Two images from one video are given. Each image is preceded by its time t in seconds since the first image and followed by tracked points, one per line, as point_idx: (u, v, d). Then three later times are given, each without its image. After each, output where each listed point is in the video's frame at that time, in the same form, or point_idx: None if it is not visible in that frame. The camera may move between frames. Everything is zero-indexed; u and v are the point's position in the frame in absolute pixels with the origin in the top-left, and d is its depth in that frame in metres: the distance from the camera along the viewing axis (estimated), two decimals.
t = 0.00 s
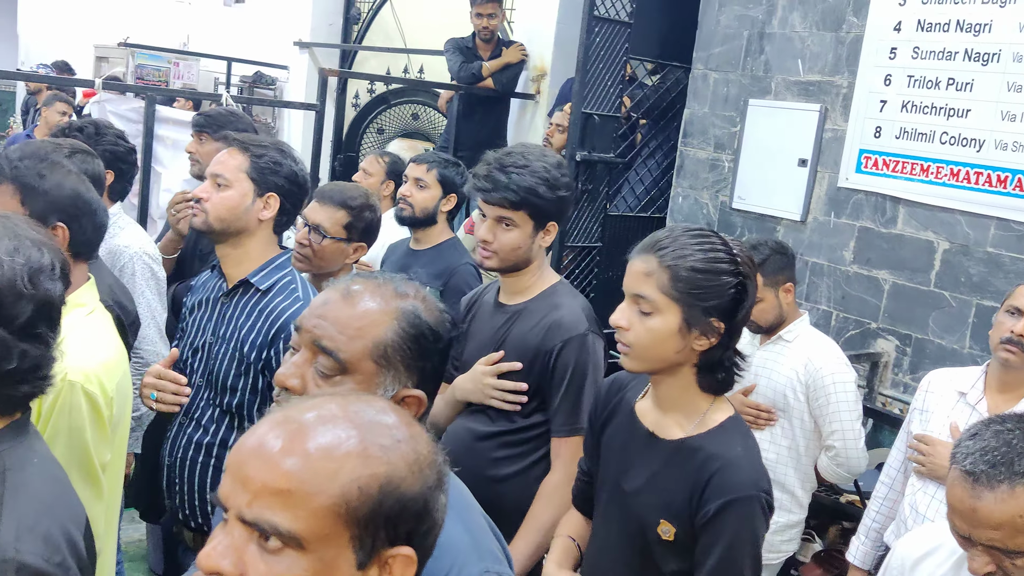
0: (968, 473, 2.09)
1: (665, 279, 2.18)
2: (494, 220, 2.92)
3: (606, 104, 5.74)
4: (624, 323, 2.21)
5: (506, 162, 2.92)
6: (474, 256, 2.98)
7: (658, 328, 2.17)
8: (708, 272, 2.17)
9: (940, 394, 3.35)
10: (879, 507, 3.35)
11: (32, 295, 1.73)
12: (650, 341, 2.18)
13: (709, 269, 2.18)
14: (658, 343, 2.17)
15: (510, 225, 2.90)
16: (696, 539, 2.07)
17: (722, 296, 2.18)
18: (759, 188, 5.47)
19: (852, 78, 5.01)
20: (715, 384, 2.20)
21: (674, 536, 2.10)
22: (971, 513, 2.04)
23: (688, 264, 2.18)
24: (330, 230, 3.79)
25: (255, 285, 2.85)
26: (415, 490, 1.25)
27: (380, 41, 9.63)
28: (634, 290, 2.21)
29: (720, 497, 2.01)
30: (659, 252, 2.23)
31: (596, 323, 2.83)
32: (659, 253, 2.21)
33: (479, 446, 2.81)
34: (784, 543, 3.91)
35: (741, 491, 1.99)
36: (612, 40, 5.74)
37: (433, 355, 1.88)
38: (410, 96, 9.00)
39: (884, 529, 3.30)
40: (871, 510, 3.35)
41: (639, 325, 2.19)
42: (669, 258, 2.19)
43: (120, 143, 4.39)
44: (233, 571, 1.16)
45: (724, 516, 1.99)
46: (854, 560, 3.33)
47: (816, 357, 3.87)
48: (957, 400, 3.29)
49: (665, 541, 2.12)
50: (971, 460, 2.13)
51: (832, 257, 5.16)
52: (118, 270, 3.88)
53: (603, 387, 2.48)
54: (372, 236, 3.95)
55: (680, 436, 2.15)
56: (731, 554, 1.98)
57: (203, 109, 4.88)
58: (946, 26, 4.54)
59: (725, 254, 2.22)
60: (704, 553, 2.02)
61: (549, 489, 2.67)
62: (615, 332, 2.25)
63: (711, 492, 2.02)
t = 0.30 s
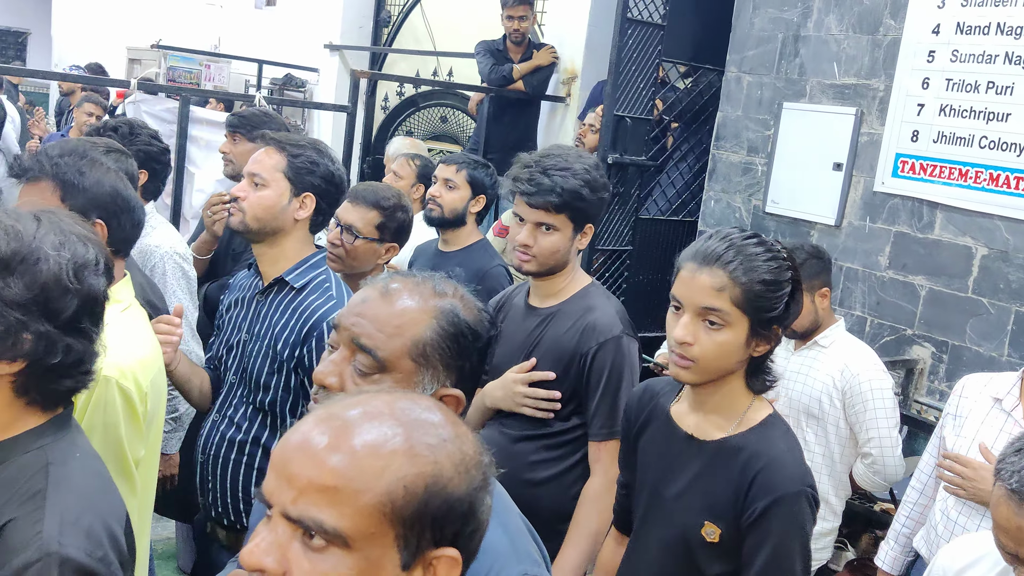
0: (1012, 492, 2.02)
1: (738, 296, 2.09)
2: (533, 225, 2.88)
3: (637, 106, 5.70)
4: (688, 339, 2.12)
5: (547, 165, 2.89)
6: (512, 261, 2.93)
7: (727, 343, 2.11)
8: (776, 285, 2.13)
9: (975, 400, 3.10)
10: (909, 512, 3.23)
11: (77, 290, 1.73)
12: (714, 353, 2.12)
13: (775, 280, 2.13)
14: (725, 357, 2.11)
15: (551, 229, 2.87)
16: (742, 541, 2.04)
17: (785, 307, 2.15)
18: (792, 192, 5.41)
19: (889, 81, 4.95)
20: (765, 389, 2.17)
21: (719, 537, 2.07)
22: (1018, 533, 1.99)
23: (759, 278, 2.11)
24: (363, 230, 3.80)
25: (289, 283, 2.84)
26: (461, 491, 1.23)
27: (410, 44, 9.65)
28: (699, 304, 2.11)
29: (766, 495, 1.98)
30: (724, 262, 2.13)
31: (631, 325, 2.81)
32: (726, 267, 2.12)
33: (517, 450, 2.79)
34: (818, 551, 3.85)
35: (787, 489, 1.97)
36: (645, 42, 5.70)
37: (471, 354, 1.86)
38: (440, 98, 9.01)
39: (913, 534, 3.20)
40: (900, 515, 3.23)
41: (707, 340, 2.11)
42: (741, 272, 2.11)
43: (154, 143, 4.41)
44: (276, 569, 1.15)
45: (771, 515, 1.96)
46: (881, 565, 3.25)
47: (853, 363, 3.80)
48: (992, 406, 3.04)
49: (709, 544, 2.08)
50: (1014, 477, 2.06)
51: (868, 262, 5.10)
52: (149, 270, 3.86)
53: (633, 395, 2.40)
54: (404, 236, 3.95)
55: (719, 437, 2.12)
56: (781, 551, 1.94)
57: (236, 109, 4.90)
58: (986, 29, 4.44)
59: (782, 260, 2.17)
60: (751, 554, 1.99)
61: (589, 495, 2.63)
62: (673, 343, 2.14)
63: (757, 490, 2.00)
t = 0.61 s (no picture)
0: None
1: (789, 291, 2.08)
2: (582, 225, 2.87)
3: (669, 107, 5.66)
4: (737, 333, 2.09)
5: (600, 166, 2.91)
6: (552, 260, 2.88)
7: (775, 339, 2.09)
8: (822, 282, 2.14)
9: (1005, 405, 3.02)
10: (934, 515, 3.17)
11: (122, 286, 1.74)
12: (761, 350, 2.10)
13: (820, 277, 2.13)
14: (771, 354, 2.09)
15: (598, 230, 2.87)
16: (786, 542, 2.01)
17: (826, 305, 2.16)
18: (825, 195, 5.37)
19: (925, 83, 4.89)
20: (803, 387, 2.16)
21: (761, 539, 2.04)
22: None
23: (808, 274, 2.11)
24: (393, 230, 3.81)
25: (326, 282, 2.85)
26: (510, 500, 1.22)
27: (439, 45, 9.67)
28: (750, 299, 2.09)
29: (813, 494, 1.96)
30: (774, 259, 2.12)
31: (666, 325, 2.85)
32: (777, 261, 2.10)
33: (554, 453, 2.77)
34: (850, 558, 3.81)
35: (835, 486, 1.95)
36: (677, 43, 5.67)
37: (508, 353, 1.86)
38: (468, 99, 9.02)
39: (938, 538, 3.14)
40: (925, 519, 3.17)
41: (755, 336, 2.09)
42: (793, 268, 2.10)
43: (191, 141, 4.45)
44: (320, 565, 1.16)
45: (818, 515, 1.94)
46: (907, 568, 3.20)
47: (888, 367, 3.75)
48: (1023, 410, 2.97)
49: (751, 546, 2.05)
50: None
51: (901, 266, 5.04)
52: (180, 265, 3.90)
53: (660, 396, 2.40)
54: (434, 236, 3.96)
55: (757, 438, 2.10)
56: (827, 552, 1.92)
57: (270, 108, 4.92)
58: None
59: (825, 259, 2.18)
60: (796, 555, 1.96)
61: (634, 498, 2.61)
62: (721, 339, 2.11)
63: (803, 490, 1.98)
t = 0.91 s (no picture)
0: None
1: (842, 289, 2.09)
2: (626, 225, 2.86)
3: (701, 106, 5.63)
4: (789, 331, 2.09)
5: (649, 165, 2.91)
6: (592, 255, 2.85)
7: (827, 337, 2.09)
8: (872, 283, 2.14)
9: None
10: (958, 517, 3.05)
11: (173, 281, 1.76)
12: (812, 348, 2.09)
13: (872, 276, 2.14)
14: (824, 354, 2.09)
15: (641, 230, 2.87)
16: (831, 544, 1.99)
17: (877, 306, 2.16)
18: (859, 195, 5.32)
19: (962, 83, 4.81)
20: (850, 387, 2.15)
21: (805, 542, 2.02)
22: None
23: (861, 273, 2.11)
24: (425, 227, 3.81)
25: (363, 279, 2.86)
26: (592, 515, 1.31)
27: (467, 43, 9.68)
28: (804, 297, 2.10)
29: (861, 496, 1.96)
30: (826, 257, 2.12)
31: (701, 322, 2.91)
32: (831, 260, 2.11)
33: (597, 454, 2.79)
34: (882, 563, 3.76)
35: (882, 489, 1.95)
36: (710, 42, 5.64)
37: (549, 352, 1.85)
38: (496, 97, 9.01)
39: (962, 540, 3.02)
40: (948, 520, 3.06)
41: (807, 334, 2.09)
42: (846, 266, 2.11)
43: (234, 137, 4.48)
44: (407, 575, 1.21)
45: (866, 515, 1.94)
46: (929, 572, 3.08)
47: (923, 369, 3.60)
48: None
49: (794, 548, 2.03)
50: None
51: (936, 268, 4.97)
52: (220, 260, 3.93)
53: (698, 397, 2.35)
54: (464, 233, 3.96)
55: (804, 439, 2.07)
56: (872, 552, 1.91)
57: (302, 105, 4.93)
58: None
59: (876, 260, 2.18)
60: (843, 556, 1.95)
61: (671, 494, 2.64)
62: (772, 336, 2.10)
63: (850, 491, 1.97)
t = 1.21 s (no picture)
0: None
1: (883, 289, 2.07)
2: (641, 225, 2.83)
3: (730, 104, 5.58)
4: (828, 331, 2.06)
5: (659, 164, 2.88)
6: (608, 260, 2.81)
7: (867, 338, 2.06)
8: (914, 282, 2.11)
9: None
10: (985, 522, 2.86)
11: (214, 281, 1.76)
12: (853, 349, 2.06)
13: (914, 275, 2.11)
14: (864, 355, 2.06)
15: (656, 229, 2.85)
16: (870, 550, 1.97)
17: (920, 306, 2.13)
18: (888, 195, 5.26)
19: (995, 82, 4.73)
20: (893, 390, 2.12)
21: (844, 546, 1.99)
22: None
23: (901, 273, 2.09)
24: (450, 225, 3.80)
25: (393, 278, 2.86)
26: (627, 505, 1.29)
27: (491, 40, 9.66)
28: (844, 297, 2.08)
29: (901, 500, 1.93)
30: (866, 257, 2.11)
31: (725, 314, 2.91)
32: (872, 259, 2.09)
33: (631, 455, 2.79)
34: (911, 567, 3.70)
35: (924, 493, 1.91)
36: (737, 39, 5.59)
37: (585, 352, 1.87)
38: (520, 95, 9.00)
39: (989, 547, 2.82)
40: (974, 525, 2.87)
41: (846, 334, 2.06)
42: (886, 266, 2.08)
43: (260, 133, 4.50)
44: (443, 563, 1.21)
45: (907, 520, 1.91)
46: None
47: (951, 370, 3.38)
48: None
49: (832, 552, 2.00)
50: None
51: (967, 269, 4.91)
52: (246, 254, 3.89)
53: (734, 396, 2.34)
54: (490, 232, 3.95)
55: (844, 442, 2.05)
56: (912, 558, 1.88)
57: (328, 103, 4.94)
58: None
59: (916, 259, 2.16)
60: (883, 563, 1.92)
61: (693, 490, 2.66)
62: (811, 336, 2.08)
63: (890, 496, 1.94)
